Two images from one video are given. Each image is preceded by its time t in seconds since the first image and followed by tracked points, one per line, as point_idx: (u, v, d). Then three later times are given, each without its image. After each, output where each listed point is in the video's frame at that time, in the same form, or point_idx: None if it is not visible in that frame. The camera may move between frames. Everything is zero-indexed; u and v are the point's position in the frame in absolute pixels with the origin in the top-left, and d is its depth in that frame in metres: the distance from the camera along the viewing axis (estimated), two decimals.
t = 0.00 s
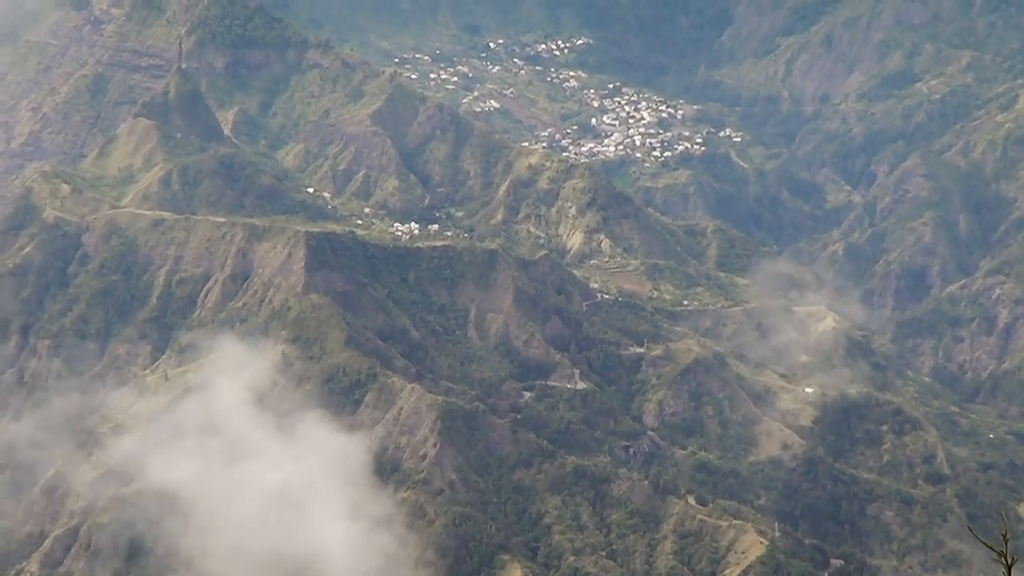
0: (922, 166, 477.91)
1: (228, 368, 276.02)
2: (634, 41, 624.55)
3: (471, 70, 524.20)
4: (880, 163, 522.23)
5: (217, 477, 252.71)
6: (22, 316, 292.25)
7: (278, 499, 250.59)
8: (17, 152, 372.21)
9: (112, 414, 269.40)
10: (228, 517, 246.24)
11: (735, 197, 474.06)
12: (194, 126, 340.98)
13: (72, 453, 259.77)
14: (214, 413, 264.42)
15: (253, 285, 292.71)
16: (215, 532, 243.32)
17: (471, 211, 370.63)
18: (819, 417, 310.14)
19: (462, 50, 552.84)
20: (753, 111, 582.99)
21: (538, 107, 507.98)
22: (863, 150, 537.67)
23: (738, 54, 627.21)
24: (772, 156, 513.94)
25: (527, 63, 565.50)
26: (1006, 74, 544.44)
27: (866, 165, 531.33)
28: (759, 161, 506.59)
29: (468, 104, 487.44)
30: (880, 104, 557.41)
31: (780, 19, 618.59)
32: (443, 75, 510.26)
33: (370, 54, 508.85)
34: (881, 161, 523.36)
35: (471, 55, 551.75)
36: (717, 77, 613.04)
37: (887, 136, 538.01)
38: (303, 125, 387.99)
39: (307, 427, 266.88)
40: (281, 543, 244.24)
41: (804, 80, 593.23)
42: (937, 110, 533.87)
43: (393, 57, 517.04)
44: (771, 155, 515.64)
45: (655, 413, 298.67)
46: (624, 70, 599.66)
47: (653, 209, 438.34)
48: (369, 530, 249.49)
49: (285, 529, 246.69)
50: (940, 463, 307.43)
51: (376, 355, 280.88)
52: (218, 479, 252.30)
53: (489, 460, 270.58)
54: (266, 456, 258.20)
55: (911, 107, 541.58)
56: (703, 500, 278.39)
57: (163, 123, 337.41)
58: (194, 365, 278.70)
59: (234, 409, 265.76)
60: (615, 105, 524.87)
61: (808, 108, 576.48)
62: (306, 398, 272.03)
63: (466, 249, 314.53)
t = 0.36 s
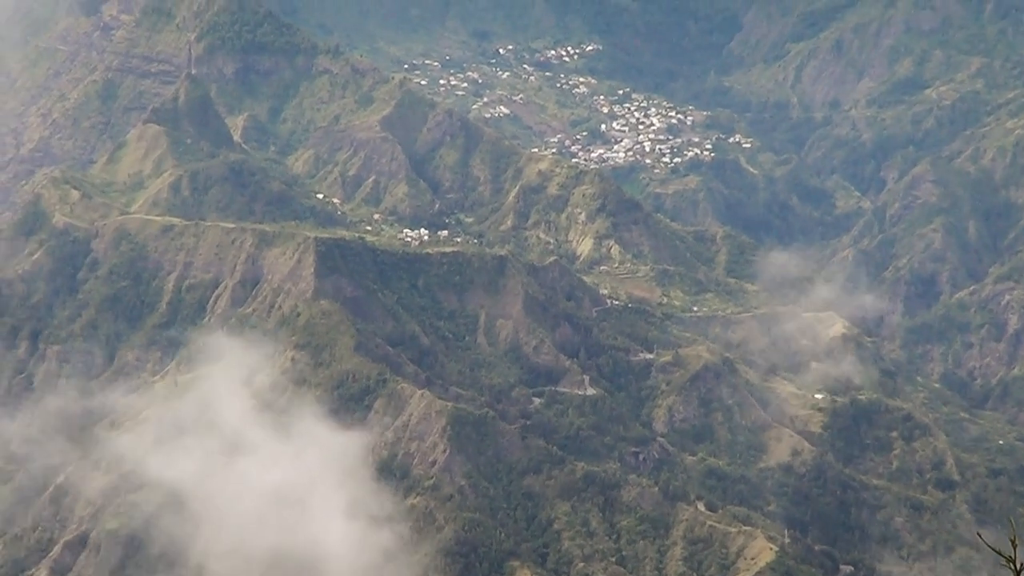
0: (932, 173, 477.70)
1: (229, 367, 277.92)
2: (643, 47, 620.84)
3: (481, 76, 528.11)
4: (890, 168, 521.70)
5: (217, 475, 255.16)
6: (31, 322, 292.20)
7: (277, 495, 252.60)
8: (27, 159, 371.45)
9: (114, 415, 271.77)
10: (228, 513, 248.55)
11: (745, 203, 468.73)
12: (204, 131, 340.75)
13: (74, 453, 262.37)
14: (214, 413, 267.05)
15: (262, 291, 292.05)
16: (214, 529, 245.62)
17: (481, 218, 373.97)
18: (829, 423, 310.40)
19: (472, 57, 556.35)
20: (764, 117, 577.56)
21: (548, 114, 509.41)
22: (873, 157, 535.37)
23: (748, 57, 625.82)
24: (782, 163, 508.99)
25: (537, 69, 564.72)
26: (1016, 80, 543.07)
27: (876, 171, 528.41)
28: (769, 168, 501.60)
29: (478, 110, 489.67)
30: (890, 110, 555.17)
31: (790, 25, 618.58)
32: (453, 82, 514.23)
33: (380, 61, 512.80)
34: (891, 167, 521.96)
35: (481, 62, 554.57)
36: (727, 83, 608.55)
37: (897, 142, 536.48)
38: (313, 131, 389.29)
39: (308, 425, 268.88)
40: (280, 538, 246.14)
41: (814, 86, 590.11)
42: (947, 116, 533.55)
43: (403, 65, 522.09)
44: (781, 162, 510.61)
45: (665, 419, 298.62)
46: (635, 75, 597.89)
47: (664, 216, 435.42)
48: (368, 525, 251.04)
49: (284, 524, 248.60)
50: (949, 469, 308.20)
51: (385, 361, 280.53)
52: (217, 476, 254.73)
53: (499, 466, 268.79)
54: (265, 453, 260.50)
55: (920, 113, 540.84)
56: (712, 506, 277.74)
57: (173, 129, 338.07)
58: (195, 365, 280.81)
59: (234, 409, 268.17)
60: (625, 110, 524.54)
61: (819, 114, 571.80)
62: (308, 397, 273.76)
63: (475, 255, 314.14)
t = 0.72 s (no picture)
0: (942, 180, 477.62)
1: (229, 369, 280.00)
2: (652, 55, 620.46)
3: (490, 83, 529.39)
4: (898, 175, 518.03)
5: (217, 476, 257.69)
6: (42, 329, 291.03)
7: (275, 494, 254.62)
8: (37, 167, 374.12)
9: (116, 417, 274.21)
10: (227, 511, 250.76)
11: (754, 211, 468.21)
12: (213, 140, 341.98)
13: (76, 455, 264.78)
14: (214, 416, 269.81)
15: (272, 298, 291.92)
16: (214, 526, 247.71)
17: (490, 224, 374.57)
18: (838, 430, 310.78)
19: (482, 64, 558.94)
20: (772, 124, 572.19)
21: (557, 121, 510.39)
22: (882, 165, 530.44)
23: (759, 64, 625.76)
24: (792, 170, 507.28)
25: (547, 76, 566.14)
26: None
27: (885, 178, 524.03)
28: (778, 175, 500.12)
29: (487, 117, 490.21)
30: (899, 117, 554.05)
31: (799, 32, 620.73)
32: (462, 89, 515.88)
33: (390, 68, 515.56)
34: (900, 174, 518.11)
35: (490, 69, 557.10)
36: (736, 90, 605.92)
37: (907, 148, 532.86)
38: (322, 138, 389.51)
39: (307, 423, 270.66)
40: (279, 532, 247.51)
41: (823, 93, 587.61)
42: (956, 123, 532.22)
43: (412, 71, 523.63)
44: (791, 169, 508.21)
45: (674, 426, 298.22)
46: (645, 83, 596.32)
47: (672, 223, 434.56)
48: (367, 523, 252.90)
49: (283, 520, 250.27)
50: (959, 476, 307.99)
51: (395, 369, 279.85)
52: (217, 477, 257.29)
53: (508, 473, 268.03)
54: (264, 452, 262.72)
55: (930, 119, 539.62)
56: (722, 514, 275.99)
57: (182, 137, 339.26)
58: (195, 367, 282.70)
59: (234, 412, 270.84)
60: (634, 118, 524.97)
61: (829, 121, 569.92)
62: (306, 396, 274.45)
63: (484, 263, 314.29)
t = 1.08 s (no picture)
0: (951, 189, 476.33)
1: (227, 371, 280.57)
2: (661, 64, 619.75)
3: (498, 93, 533.30)
4: (907, 183, 519.86)
5: (216, 476, 258.73)
6: (51, 337, 291.03)
7: (274, 494, 255.37)
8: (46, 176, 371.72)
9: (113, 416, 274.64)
10: (226, 511, 251.78)
11: (762, 219, 467.53)
12: (222, 149, 343.62)
13: (75, 456, 265.37)
14: (212, 415, 270.54)
15: (281, 308, 291.95)
16: (213, 527, 248.83)
17: (498, 233, 374.46)
18: (847, 439, 311.33)
19: (490, 74, 561.03)
20: (781, 133, 573.74)
21: (565, 130, 511.10)
22: (891, 173, 531.31)
23: (767, 74, 625.16)
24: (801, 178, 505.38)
25: (555, 86, 566.26)
26: None
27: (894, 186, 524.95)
28: (787, 184, 498.60)
29: (495, 126, 489.89)
30: (907, 125, 553.66)
31: (807, 41, 617.82)
32: (470, 98, 518.50)
33: (398, 77, 517.47)
34: (908, 182, 519.81)
35: (499, 79, 559.26)
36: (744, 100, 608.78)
37: (915, 157, 532.84)
38: (331, 147, 390.58)
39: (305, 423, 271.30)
40: (278, 531, 248.53)
41: (831, 102, 588.14)
42: (964, 131, 532.38)
43: (421, 80, 525.14)
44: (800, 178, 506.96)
45: (683, 435, 298.12)
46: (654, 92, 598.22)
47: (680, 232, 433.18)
48: (367, 523, 253.71)
49: (281, 519, 251.23)
50: (969, 485, 308.47)
51: (404, 377, 279.41)
52: (216, 477, 258.35)
53: (517, 482, 267.40)
54: (262, 451, 263.36)
55: (938, 128, 539.14)
56: (731, 522, 275.45)
57: (191, 146, 340.51)
58: (193, 366, 283.14)
59: (231, 411, 271.58)
60: (643, 127, 524.34)
61: (836, 129, 570.26)
62: (308, 399, 275.07)
63: (493, 271, 314.16)
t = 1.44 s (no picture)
0: (959, 198, 477.82)
1: (227, 378, 283.17)
2: (666, 74, 617.10)
3: (507, 103, 534.73)
4: (916, 194, 516.28)
5: (216, 478, 261.37)
6: (60, 348, 291.01)
7: (272, 494, 257.56)
8: (56, 186, 374.84)
9: (114, 420, 277.16)
10: (226, 511, 254.13)
11: (772, 229, 465.95)
12: (232, 159, 344.13)
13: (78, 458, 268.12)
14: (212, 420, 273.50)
15: (290, 318, 292.13)
16: (213, 526, 251.20)
17: (507, 243, 375.76)
18: (857, 449, 310.34)
19: (499, 83, 562.60)
20: (789, 143, 571.28)
21: (574, 140, 513.00)
22: (900, 182, 529.91)
23: (776, 83, 624.70)
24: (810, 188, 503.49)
25: (564, 95, 568.12)
26: None
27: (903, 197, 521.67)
28: (796, 194, 496.99)
29: (504, 136, 491.35)
30: (916, 135, 553.33)
31: (816, 50, 619.66)
32: (479, 108, 519.91)
33: (407, 87, 519.84)
34: (918, 193, 516.33)
35: (508, 89, 560.81)
36: (753, 109, 605.02)
37: (924, 166, 533.00)
38: (340, 158, 390.88)
39: (305, 426, 273.67)
40: (277, 530, 250.74)
41: (840, 112, 587.26)
42: (973, 141, 532.78)
43: (430, 90, 528.11)
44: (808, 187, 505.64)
45: (692, 444, 298.39)
46: (659, 102, 594.22)
47: (689, 242, 434.30)
48: (366, 521, 255.40)
49: (280, 519, 253.43)
50: (978, 495, 307.67)
51: (413, 388, 278.95)
52: (216, 479, 260.91)
53: (526, 491, 265.83)
54: (262, 454, 266.07)
55: (947, 137, 538.38)
56: (740, 532, 273.73)
57: (200, 156, 341.23)
58: (193, 372, 285.78)
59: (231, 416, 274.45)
60: (651, 136, 524.86)
61: (846, 138, 568.89)
62: (308, 403, 277.01)
63: (501, 281, 315.03)
